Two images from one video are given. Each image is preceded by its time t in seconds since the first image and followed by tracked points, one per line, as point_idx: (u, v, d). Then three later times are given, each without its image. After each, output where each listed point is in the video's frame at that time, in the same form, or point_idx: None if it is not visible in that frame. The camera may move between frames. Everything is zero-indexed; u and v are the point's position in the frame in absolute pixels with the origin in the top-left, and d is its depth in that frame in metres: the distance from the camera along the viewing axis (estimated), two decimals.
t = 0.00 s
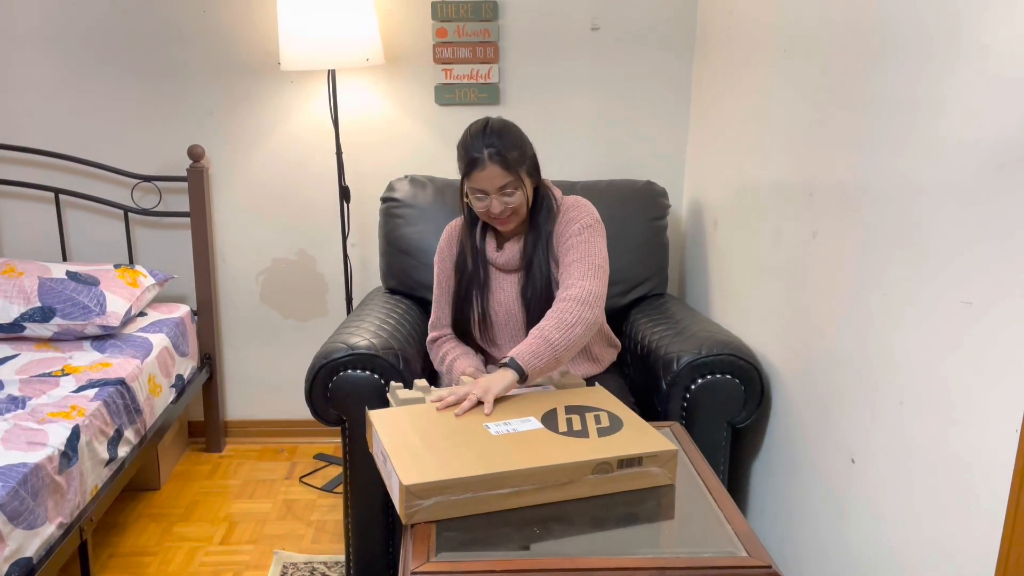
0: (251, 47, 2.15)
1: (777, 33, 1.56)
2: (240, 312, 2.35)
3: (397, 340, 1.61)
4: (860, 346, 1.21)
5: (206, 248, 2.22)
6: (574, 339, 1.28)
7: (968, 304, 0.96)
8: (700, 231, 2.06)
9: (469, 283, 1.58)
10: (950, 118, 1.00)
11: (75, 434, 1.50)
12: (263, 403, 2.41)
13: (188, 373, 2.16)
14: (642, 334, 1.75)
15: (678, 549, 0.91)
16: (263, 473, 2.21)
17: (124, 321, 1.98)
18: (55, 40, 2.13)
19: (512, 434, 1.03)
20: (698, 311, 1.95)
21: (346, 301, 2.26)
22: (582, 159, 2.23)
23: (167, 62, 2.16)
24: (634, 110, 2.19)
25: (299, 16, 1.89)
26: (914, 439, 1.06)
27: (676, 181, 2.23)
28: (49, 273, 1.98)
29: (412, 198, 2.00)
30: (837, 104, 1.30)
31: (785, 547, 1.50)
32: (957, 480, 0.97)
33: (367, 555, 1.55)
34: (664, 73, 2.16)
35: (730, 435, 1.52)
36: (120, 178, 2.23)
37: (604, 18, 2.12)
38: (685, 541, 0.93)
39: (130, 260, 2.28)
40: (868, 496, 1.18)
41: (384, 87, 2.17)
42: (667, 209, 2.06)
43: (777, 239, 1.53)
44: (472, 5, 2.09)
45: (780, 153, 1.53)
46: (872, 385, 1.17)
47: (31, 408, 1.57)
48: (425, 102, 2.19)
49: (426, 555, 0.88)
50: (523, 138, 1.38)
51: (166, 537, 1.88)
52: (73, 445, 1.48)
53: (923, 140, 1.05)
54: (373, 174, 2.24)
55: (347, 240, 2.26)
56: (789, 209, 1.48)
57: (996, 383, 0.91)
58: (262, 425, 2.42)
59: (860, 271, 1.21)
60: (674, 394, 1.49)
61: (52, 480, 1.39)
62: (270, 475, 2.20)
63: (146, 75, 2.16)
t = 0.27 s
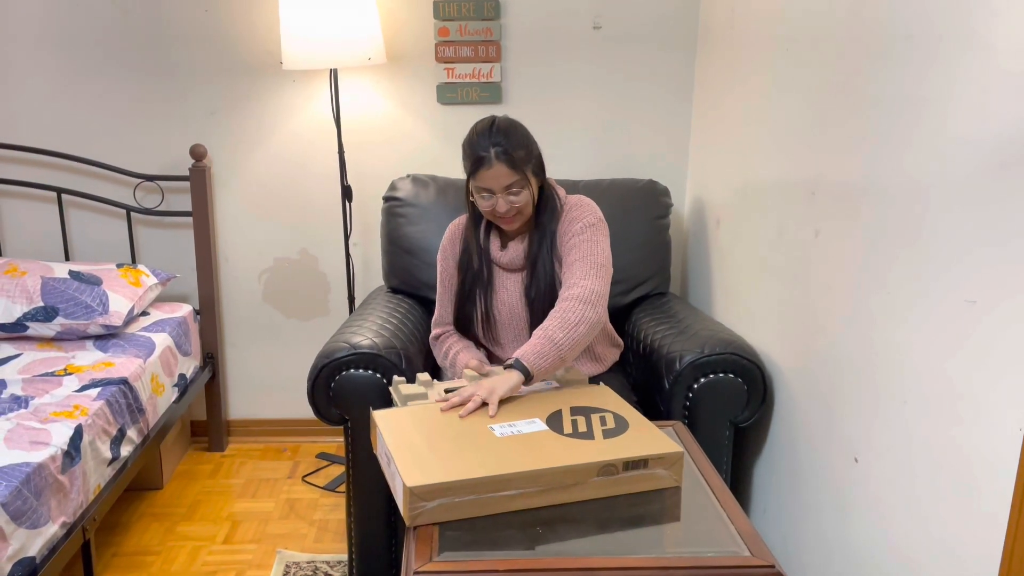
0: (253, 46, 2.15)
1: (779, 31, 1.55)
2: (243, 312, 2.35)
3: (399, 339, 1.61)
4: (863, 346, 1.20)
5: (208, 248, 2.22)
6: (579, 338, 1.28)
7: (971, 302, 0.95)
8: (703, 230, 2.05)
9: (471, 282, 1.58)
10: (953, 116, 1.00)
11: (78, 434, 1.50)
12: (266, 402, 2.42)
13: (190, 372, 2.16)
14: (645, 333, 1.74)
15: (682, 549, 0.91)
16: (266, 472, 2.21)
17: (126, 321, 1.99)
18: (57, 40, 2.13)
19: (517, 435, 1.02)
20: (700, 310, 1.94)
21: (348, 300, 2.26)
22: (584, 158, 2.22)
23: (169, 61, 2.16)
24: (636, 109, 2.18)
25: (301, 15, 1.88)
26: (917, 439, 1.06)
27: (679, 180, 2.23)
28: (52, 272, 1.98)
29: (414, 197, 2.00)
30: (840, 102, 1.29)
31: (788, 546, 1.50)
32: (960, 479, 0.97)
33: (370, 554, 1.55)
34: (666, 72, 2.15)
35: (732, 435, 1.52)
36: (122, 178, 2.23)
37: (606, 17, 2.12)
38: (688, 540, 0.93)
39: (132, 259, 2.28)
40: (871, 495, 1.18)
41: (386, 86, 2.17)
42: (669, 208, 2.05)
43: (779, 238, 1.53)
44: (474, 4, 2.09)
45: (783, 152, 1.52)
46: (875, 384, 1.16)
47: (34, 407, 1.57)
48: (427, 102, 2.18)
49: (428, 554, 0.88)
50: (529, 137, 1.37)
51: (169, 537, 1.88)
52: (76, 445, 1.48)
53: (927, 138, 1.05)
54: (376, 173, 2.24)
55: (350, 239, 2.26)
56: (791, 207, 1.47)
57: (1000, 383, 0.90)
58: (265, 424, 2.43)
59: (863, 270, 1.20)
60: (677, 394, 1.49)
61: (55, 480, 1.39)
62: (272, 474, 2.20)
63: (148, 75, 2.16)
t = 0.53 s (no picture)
0: (253, 45, 2.15)
1: (781, 29, 1.55)
2: (244, 311, 2.35)
3: (400, 338, 1.61)
4: (864, 345, 1.20)
5: (209, 247, 2.22)
6: (588, 334, 1.26)
7: (973, 301, 0.95)
8: (704, 228, 2.05)
9: (473, 281, 1.58)
10: (954, 115, 1.00)
11: (79, 433, 1.50)
12: (267, 401, 2.42)
13: (191, 372, 2.16)
14: (646, 331, 1.74)
15: (683, 548, 0.91)
16: (267, 471, 2.21)
17: (127, 320, 1.99)
18: (58, 39, 2.13)
19: (519, 435, 1.02)
20: (702, 309, 1.94)
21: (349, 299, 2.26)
22: (585, 157, 2.22)
23: (170, 60, 2.16)
24: (637, 108, 2.18)
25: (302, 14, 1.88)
26: (919, 437, 1.06)
27: (680, 178, 2.22)
28: (53, 272, 1.98)
29: (416, 196, 2.00)
30: (841, 101, 1.29)
31: (790, 545, 1.50)
32: (962, 478, 0.97)
33: (371, 553, 1.56)
34: (667, 70, 2.15)
35: (734, 433, 1.52)
36: (123, 177, 2.24)
37: (607, 15, 2.12)
38: (690, 539, 0.93)
39: (134, 258, 2.28)
40: (873, 494, 1.18)
41: (387, 85, 2.17)
42: (670, 206, 2.05)
43: (781, 237, 1.53)
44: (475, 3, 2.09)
45: (784, 151, 1.52)
46: (877, 383, 1.16)
47: (36, 406, 1.57)
48: (428, 100, 2.18)
49: (429, 553, 0.88)
50: (534, 137, 1.37)
51: (171, 536, 1.88)
52: (77, 444, 1.48)
53: (928, 136, 1.05)
54: (376, 172, 2.24)
55: (351, 238, 2.26)
56: (793, 206, 1.47)
57: (1000, 381, 0.90)
58: (266, 423, 2.43)
59: (864, 268, 1.20)
60: (678, 392, 1.49)
61: (57, 478, 1.39)
62: (273, 473, 2.20)
63: (149, 74, 2.16)
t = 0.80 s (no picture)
0: (253, 43, 2.15)
1: (781, 28, 1.55)
2: (244, 310, 2.35)
3: (400, 337, 1.61)
4: (865, 344, 1.20)
5: (209, 246, 2.22)
6: (589, 337, 1.26)
7: (974, 300, 0.95)
8: (704, 227, 2.05)
9: (473, 279, 1.58)
10: (955, 113, 0.99)
11: (80, 432, 1.50)
12: (268, 400, 2.42)
13: (192, 371, 2.16)
14: (646, 330, 1.74)
15: (684, 547, 0.91)
16: (267, 470, 2.21)
17: (127, 319, 1.99)
18: (58, 38, 2.13)
19: (518, 435, 1.02)
20: (702, 308, 1.94)
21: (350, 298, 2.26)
22: (585, 156, 2.22)
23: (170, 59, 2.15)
24: (637, 107, 2.18)
25: (302, 13, 1.88)
26: (919, 436, 1.06)
27: (680, 177, 2.22)
28: (53, 271, 1.98)
29: (416, 195, 2.00)
30: (841, 99, 1.29)
31: (790, 543, 1.50)
32: (962, 477, 0.97)
33: (371, 552, 1.55)
34: (667, 69, 2.15)
35: (734, 432, 1.52)
36: (123, 177, 2.24)
37: (607, 14, 2.12)
38: (690, 539, 0.93)
39: (134, 257, 2.28)
40: (873, 493, 1.18)
41: (387, 84, 2.17)
42: (671, 205, 2.05)
43: (781, 236, 1.52)
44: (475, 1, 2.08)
45: (784, 149, 1.52)
46: (877, 382, 1.16)
47: (36, 405, 1.57)
48: (428, 99, 2.18)
49: (429, 553, 0.88)
50: (539, 135, 1.37)
51: (171, 535, 1.88)
52: (77, 443, 1.48)
53: (928, 135, 1.04)
54: (376, 171, 2.24)
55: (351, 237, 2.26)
56: (793, 205, 1.47)
57: (1001, 380, 0.90)
58: (266, 422, 2.43)
59: (865, 267, 1.20)
60: (678, 391, 1.48)
61: (57, 478, 1.39)
62: (274, 472, 2.20)
63: (149, 73, 2.16)
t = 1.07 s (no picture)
0: (252, 42, 2.15)
1: (780, 26, 1.55)
2: (244, 309, 2.35)
3: (400, 335, 1.61)
4: (865, 343, 1.20)
5: (209, 245, 2.22)
6: (590, 337, 1.27)
7: (974, 299, 0.95)
8: (704, 226, 2.05)
9: (473, 279, 1.59)
10: (954, 111, 0.99)
11: (80, 431, 1.50)
12: (268, 400, 2.42)
13: (192, 370, 2.16)
14: (646, 329, 1.74)
15: (685, 545, 0.91)
16: (267, 469, 2.22)
17: (128, 318, 1.99)
18: (57, 38, 2.13)
19: (520, 435, 1.02)
20: (702, 307, 1.94)
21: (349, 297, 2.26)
22: (585, 154, 2.22)
23: (170, 58, 2.15)
24: (637, 106, 2.18)
25: (302, 12, 1.88)
26: (919, 434, 1.06)
27: (680, 176, 2.22)
28: (53, 270, 1.98)
29: (415, 194, 2.00)
30: (841, 97, 1.29)
31: (790, 542, 1.50)
32: (962, 475, 0.97)
33: (372, 551, 1.56)
34: (667, 68, 2.15)
35: (734, 431, 1.52)
36: (123, 176, 2.24)
37: (606, 13, 2.12)
38: (691, 537, 0.93)
39: (134, 257, 2.28)
40: (873, 491, 1.18)
41: (386, 82, 2.17)
42: (670, 204, 2.05)
43: (780, 234, 1.53)
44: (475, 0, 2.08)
45: (784, 148, 1.52)
46: (877, 380, 1.16)
47: (36, 404, 1.58)
48: (427, 98, 2.18)
49: (430, 550, 0.89)
50: (543, 135, 1.37)
51: (171, 534, 1.88)
52: (78, 442, 1.48)
53: (928, 133, 1.05)
54: (376, 170, 2.24)
55: (350, 236, 2.26)
56: (792, 204, 1.47)
57: (1001, 378, 0.90)
58: (266, 421, 2.43)
59: (865, 265, 1.20)
60: (678, 389, 1.49)
61: (57, 476, 1.39)
62: (274, 471, 2.20)
63: (149, 72, 2.16)
